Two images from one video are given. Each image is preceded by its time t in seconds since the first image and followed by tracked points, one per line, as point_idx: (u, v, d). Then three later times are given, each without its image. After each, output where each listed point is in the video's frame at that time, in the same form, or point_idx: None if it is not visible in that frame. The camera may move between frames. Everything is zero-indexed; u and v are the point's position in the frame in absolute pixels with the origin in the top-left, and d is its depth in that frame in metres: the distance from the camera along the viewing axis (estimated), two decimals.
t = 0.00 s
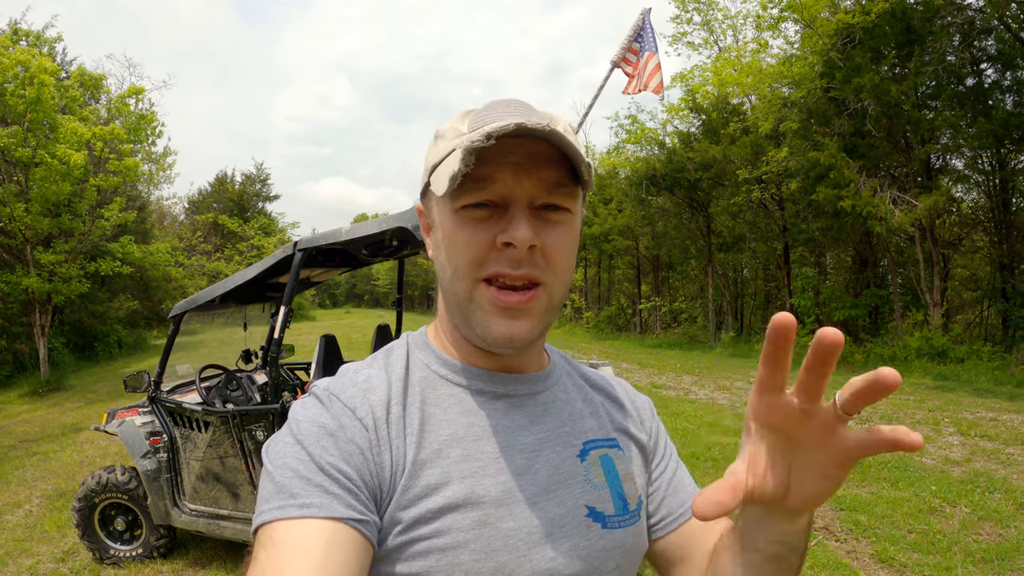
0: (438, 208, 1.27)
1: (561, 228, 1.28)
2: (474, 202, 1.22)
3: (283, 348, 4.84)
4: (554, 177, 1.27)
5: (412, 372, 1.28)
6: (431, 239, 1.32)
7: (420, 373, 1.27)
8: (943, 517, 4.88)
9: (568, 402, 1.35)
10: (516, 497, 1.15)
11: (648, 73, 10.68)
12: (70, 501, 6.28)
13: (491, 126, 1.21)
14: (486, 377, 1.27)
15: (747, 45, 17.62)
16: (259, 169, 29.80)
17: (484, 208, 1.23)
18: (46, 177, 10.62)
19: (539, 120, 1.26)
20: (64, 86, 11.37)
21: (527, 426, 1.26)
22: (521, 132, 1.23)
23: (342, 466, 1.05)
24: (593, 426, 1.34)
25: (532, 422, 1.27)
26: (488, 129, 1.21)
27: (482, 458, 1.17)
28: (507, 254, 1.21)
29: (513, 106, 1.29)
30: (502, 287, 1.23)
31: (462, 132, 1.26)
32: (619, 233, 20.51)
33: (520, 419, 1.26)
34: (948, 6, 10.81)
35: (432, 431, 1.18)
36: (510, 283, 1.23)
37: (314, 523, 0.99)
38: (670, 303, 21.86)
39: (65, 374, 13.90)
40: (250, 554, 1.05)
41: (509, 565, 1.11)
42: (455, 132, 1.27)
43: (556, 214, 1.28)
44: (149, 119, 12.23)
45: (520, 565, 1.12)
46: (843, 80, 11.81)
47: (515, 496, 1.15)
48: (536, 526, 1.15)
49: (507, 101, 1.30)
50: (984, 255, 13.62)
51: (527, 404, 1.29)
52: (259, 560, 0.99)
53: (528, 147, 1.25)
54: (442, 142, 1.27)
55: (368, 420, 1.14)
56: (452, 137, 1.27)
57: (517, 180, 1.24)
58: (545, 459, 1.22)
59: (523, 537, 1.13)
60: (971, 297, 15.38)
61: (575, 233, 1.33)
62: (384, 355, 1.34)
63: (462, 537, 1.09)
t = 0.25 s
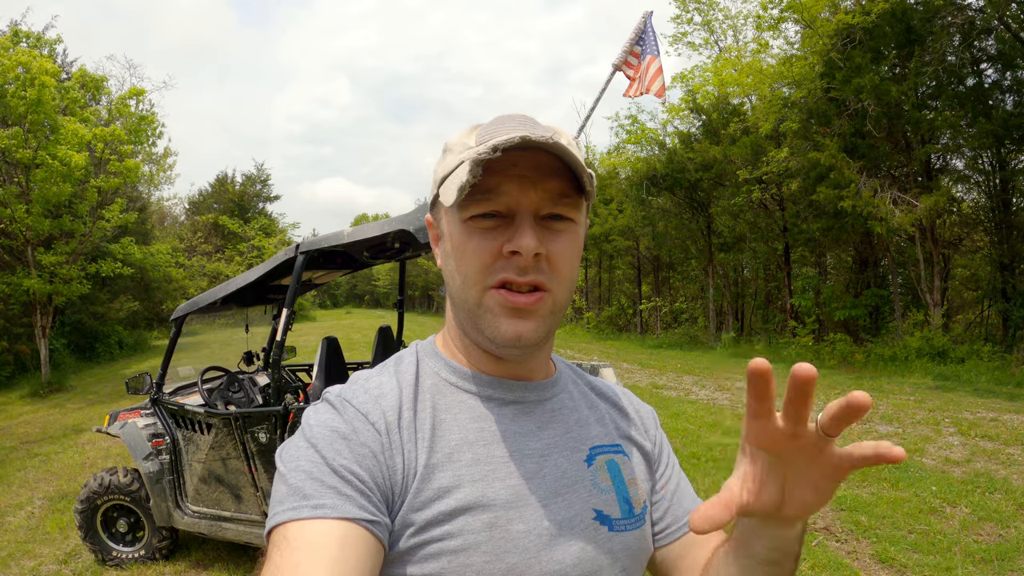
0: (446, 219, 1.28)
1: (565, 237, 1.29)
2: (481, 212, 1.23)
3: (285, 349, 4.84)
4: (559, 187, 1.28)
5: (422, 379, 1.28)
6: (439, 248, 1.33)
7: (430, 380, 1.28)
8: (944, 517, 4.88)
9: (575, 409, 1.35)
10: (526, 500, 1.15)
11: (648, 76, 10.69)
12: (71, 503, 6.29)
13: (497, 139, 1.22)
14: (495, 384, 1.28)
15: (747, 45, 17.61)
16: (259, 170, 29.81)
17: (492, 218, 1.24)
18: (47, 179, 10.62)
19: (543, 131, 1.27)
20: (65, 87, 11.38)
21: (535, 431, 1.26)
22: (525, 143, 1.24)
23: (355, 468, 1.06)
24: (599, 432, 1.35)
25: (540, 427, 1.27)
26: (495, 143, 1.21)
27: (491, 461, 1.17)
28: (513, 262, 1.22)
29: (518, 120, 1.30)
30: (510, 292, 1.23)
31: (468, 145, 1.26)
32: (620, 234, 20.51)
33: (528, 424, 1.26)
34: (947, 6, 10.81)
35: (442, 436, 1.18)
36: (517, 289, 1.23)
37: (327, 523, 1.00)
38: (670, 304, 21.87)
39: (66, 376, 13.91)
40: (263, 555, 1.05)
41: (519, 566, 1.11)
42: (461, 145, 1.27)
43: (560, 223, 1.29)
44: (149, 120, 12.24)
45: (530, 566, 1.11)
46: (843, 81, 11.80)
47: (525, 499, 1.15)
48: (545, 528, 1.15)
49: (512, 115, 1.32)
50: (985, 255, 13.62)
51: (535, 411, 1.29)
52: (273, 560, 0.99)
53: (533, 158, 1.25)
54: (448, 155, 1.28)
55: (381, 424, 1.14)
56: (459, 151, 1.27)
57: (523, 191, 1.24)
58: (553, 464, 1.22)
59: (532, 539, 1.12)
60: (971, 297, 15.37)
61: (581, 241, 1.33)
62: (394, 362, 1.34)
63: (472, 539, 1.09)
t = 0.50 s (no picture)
0: (455, 219, 1.26)
1: (574, 240, 1.30)
2: (496, 213, 1.22)
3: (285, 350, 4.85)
4: (570, 190, 1.29)
5: (422, 381, 1.27)
6: (443, 249, 1.30)
7: (430, 382, 1.27)
8: (944, 518, 4.88)
9: (574, 412, 1.35)
10: (526, 502, 1.15)
11: (647, 76, 10.68)
12: (72, 504, 6.29)
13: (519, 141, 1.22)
14: (496, 386, 1.27)
15: (748, 45, 17.60)
16: (260, 171, 29.83)
17: (505, 219, 1.23)
18: (47, 180, 10.63)
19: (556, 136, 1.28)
20: (66, 88, 11.40)
21: (534, 434, 1.25)
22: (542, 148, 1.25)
23: (355, 468, 1.06)
24: (598, 436, 1.35)
25: (540, 430, 1.27)
26: (517, 145, 1.21)
27: (491, 463, 1.17)
28: (528, 263, 1.22)
29: (528, 126, 1.31)
30: (522, 294, 1.23)
31: (481, 148, 1.26)
32: (621, 234, 20.52)
33: (528, 426, 1.26)
34: (948, 5, 10.81)
35: (442, 437, 1.18)
36: (531, 290, 1.23)
37: (326, 522, 1.00)
38: (671, 304, 21.87)
39: (67, 377, 13.91)
40: (262, 554, 1.05)
41: (519, 567, 1.11)
42: (474, 148, 1.27)
43: (570, 226, 1.30)
44: (150, 121, 12.24)
45: (529, 568, 1.11)
46: (843, 81, 11.81)
47: (524, 501, 1.15)
48: (546, 530, 1.14)
49: (523, 122, 1.33)
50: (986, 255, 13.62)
51: (535, 413, 1.29)
52: (273, 558, 0.99)
53: (546, 162, 1.26)
54: (461, 157, 1.27)
55: (381, 425, 1.14)
56: (473, 152, 1.26)
57: (537, 193, 1.24)
58: (552, 466, 1.22)
59: (532, 540, 1.12)
60: (972, 297, 15.36)
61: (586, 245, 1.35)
62: (394, 364, 1.33)
63: (472, 540, 1.09)
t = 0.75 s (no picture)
0: (480, 219, 1.21)
1: (595, 252, 1.29)
2: (529, 218, 1.19)
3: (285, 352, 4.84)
4: (596, 204, 1.28)
5: (419, 387, 1.25)
6: (458, 248, 1.25)
7: (427, 388, 1.25)
8: (946, 519, 4.87)
9: (572, 418, 1.33)
10: (523, 511, 1.14)
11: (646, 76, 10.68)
12: (73, 505, 6.30)
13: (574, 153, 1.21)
14: (493, 392, 1.25)
15: (749, 45, 17.60)
16: (262, 172, 29.85)
17: (533, 227, 1.20)
18: (48, 181, 10.64)
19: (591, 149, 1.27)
20: (67, 90, 11.42)
21: (532, 441, 1.24)
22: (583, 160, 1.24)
23: (347, 480, 1.05)
24: (596, 442, 1.33)
25: (537, 437, 1.25)
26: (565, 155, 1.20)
27: (489, 472, 1.15)
28: (556, 272, 1.19)
29: (558, 135, 1.31)
30: (545, 304, 1.20)
31: (515, 151, 1.23)
32: (621, 235, 20.52)
33: (525, 434, 1.24)
34: (948, 5, 10.79)
35: (440, 446, 1.16)
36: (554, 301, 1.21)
37: (317, 536, 1.00)
38: (672, 304, 21.86)
39: (68, 378, 13.90)
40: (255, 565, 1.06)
41: None
42: (505, 150, 1.24)
43: (592, 238, 1.29)
44: (151, 122, 12.25)
45: None
46: (844, 81, 11.81)
47: (521, 511, 1.14)
48: (543, 541, 1.13)
49: (553, 130, 1.32)
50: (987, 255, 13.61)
51: (532, 419, 1.27)
52: (263, 570, 1.00)
53: (581, 174, 1.25)
54: (494, 156, 1.23)
55: (375, 435, 1.12)
56: (507, 153, 1.22)
57: (571, 203, 1.22)
58: (550, 475, 1.21)
59: (529, 551, 1.11)
60: (974, 297, 15.33)
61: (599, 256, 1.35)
62: (389, 369, 1.32)
63: (468, 552, 1.08)
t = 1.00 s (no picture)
0: (464, 209, 1.21)
1: (579, 246, 1.29)
2: (514, 210, 1.19)
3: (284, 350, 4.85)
4: (582, 197, 1.28)
5: (401, 376, 1.25)
6: (442, 237, 1.25)
7: (410, 377, 1.25)
8: (946, 517, 4.86)
9: (553, 410, 1.35)
10: (505, 502, 1.15)
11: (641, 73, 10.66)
12: (73, 502, 6.31)
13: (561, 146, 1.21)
14: (476, 383, 1.26)
15: (750, 43, 17.57)
16: (263, 171, 29.88)
17: (517, 218, 1.20)
18: (49, 181, 10.67)
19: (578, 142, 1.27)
20: (69, 90, 11.44)
21: (513, 432, 1.25)
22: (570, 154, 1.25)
23: (330, 470, 1.05)
24: (575, 434, 1.34)
25: (518, 428, 1.26)
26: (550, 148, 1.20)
27: (472, 462, 1.16)
28: (538, 264, 1.19)
29: (546, 126, 1.31)
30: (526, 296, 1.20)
31: (501, 141, 1.23)
32: (622, 234, 20.52)
33: (507, 425, 1.24)
34: (949, 3, 10.77)
35: (423, 436, 1.16)
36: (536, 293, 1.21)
37: (299, 526, 0.99)
38: (674, 303, 21.85)
39: (70, 377, 13.92)
40: (234, 555, 1.05)
41: (498, 569, 1.11)
42: (491, 139, 1.23)
43: (576, 232, 1.29)
44: (152, 122, 12.27)
45: (507, 568, 1.11)
46: (844, 79, 11.81)
47: (503, 501, 1.15)
48: (524, 531, 1.14)
49: (540, 120, 1.32)
50: (988, 254, 13.58)
51: (514, 410, 1.28)
52: (244, 560, 0.99)
53: (567, 168, 1.25)
54: (479, 146, 1.23)
55: (358, 425, 1.12)
56: (493, 143, 1.22)
57: (556, 196, 1.23)
58: (532, 466, 1.22)
59: (510, 541, 1.13)
60: (975, 296, 15.30)
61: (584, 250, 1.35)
62: (371, 358, 1.31)
63: (451, 542, 1.09)
